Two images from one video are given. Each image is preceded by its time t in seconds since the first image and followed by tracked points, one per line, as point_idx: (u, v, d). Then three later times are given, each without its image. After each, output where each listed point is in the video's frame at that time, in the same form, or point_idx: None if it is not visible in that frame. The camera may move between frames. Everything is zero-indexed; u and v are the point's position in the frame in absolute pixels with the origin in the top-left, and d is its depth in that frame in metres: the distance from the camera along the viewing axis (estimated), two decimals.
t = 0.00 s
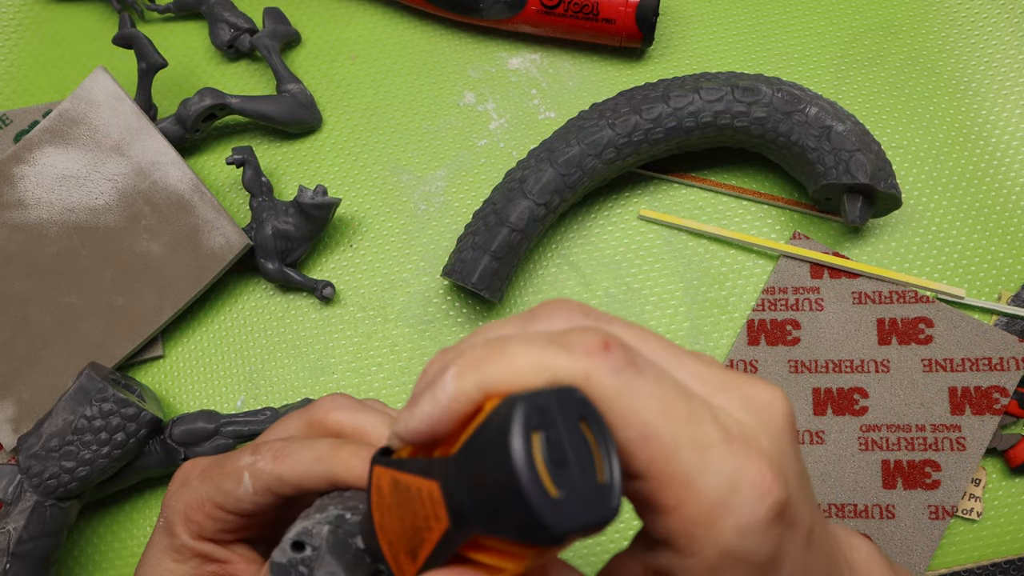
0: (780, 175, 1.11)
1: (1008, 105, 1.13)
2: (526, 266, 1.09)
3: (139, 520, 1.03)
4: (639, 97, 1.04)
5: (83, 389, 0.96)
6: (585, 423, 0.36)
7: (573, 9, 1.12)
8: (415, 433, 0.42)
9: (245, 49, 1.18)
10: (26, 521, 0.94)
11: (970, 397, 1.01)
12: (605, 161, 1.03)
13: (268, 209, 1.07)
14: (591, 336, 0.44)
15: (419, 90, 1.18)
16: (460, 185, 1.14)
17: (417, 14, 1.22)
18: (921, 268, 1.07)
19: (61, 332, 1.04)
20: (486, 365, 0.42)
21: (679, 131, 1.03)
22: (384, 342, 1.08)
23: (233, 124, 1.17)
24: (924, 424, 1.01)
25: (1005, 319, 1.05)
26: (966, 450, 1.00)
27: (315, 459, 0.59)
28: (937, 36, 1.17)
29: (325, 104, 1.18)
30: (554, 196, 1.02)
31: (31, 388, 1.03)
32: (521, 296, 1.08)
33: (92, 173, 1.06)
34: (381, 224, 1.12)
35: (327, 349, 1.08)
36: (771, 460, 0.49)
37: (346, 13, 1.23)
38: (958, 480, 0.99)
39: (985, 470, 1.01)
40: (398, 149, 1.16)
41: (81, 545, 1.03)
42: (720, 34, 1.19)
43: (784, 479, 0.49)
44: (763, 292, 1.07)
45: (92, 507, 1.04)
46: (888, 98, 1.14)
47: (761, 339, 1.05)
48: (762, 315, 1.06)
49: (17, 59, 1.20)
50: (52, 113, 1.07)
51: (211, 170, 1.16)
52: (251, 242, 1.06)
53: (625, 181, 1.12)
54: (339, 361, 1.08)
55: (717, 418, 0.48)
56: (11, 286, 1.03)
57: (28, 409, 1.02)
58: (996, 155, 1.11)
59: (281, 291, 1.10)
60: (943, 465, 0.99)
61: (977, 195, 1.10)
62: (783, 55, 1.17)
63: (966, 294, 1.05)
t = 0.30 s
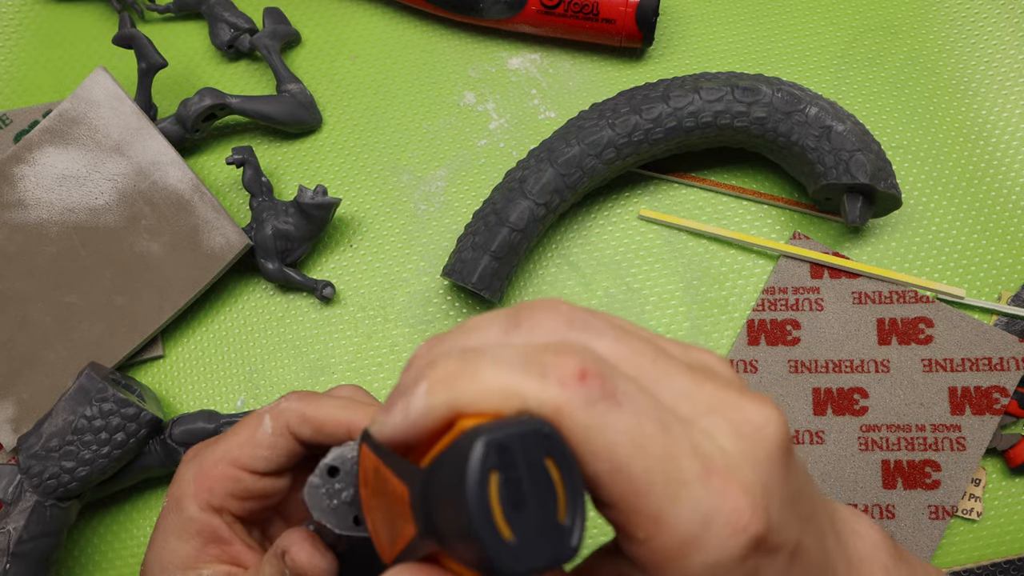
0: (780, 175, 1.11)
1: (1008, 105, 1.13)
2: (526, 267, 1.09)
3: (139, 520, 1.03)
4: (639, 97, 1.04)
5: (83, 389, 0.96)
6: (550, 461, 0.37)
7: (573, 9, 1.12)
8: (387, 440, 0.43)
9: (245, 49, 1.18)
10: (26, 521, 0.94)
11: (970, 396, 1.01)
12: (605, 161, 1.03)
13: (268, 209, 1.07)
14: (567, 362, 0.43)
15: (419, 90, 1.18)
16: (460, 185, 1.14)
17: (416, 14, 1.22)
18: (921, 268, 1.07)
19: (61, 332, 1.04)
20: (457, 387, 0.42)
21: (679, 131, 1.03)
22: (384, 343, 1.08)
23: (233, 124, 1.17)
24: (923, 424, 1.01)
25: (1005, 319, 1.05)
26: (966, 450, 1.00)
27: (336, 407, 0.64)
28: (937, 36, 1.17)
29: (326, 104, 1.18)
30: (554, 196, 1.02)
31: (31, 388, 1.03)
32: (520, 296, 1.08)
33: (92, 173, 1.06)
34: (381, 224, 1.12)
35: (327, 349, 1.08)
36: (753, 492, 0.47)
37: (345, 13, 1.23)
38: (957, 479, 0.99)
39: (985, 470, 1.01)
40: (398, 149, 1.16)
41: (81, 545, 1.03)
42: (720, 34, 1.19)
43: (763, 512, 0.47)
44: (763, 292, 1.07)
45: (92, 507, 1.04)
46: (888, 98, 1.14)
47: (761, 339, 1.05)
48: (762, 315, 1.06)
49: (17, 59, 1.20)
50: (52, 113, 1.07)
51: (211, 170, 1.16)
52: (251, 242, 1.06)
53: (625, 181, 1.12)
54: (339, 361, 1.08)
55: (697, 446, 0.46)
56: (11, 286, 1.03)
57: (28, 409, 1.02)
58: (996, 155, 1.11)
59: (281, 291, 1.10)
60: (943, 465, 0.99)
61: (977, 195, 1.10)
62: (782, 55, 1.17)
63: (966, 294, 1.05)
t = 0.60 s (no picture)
0: (780, 175, 1.11)
1: (1007, 105, 1.13)
2: (526, 266, 1.09)
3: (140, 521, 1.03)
4: (639, 97, 1.04)
5: (70, 394, 0.95)
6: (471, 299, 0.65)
7: (573, 9, 1.12)
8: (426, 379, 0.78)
9: (244, 49, 1.18)
10: (45, 533, 0.92)
11: (970, 396, 1.01)
12: (605, 161, 1.03)
13: (268, 209, 1.07)
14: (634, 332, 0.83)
15: (419, 90, 1.19)
16: (460, 185, 1.14)
17: (417, 14, 1.22)
18: (921, 268, 1.07)
19: (61, 332, 1.04)
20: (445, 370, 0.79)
21: (679, 131, 1.03)
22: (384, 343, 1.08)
23: (233, 124, 1.17)
24: (924, 424, 1.01)
25: (1005, 319, 1.05)
26: (967, 450, 0.99)
27: (347, 359, 0.72)
28: (937, 36, 1.17)
29: (325, 103, 1.18)
30: (554, 196, 1.01)
31: (31, 388, 1.03)
32: (521, 296, 1.08)
33: (92, 173, 1.06)
34: (381, 224, 1.12)
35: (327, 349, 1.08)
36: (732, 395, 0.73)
37: (346, 13, 1.23)
38: (958, 479, 0.99)
39: (985, 470, 1.01)
40: (398, 149, 1.16)
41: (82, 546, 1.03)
42: (720, 33, 1.19)
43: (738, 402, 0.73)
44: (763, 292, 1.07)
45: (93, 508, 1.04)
46: (888, 98, 1.14)
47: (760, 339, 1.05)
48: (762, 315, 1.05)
49: (17, 59, 1.20)
50: (52, 113, 1.07)
51: (211, 170, 1.15)
52: (251, 242, 1.06)
53: (625, 181, 1.12)
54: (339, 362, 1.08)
55: (891, 396, 0.72)
56: (11, 286, 1.03)
57: (28, 409, 1.02)
58: (996, 155, 1.11)
59: (281, 291, 1.10)
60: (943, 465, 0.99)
61: (976, 195, 1.10)
62: (782, 55, 1.17)
63: (965, 294, 1.05)
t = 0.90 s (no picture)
0: (780, 176, 1.11)
1: (1007, 105, 1.13)
2: (526, 267, 1.09)
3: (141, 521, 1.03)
4: (639, 97, 1.04)
5: (67, 396, 0.96)
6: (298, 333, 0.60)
7: (573, 9, 1.12)
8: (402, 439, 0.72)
9: (245, 49, 1.18)
10: (47, 535, 0.93)
11: (970, 397, 1.01)
12: (605, 161, 1.03)
13: (268, 209, 1.07)
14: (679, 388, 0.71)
15: (419, 90, 1.19)
16: (460, 186, 1.14)
17: (417, 14, 1.22)
18: (921, 268, 1.07)
19: (61, 333, 1.04)
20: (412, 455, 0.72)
21: (679, 131, 1.03)
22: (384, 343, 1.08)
23: (233, 124, 1.17)
24: (924, 424, 1.00)
25: (1005, 319, 1.05)
26: (967, 450, 0.99)
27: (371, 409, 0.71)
28: (937, 36, 1.17)
29: (326, 103, 1.18)
30: (554, 196, 1.01)
31: (31, 388, 1.03)
32: (521, 296, 1.08)
33: (92, 173, 1.06)
34: (381, 224, 1.12)
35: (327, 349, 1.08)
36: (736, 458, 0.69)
37: (346, 14, 1.23)
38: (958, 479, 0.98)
39: (985, 470, 1.01)
40: (398, 149, 1.16)
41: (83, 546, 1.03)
42: (720, 34, 1.19)
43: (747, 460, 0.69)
44: (763, 292, 1.07)
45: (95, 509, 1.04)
46: (888, 98, 1.14)
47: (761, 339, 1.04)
48: (762, 315, 1.05)
49: (17, 59, 1.20)
50: (52, 113, 1.07)
51: (211, 170, 1.15)
52: (251, 242, 1.06)
53: (625, 181, 1.12)
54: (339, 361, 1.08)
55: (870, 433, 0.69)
56: (11, 286, 1.03)
57: (28, 409, 1.02)
58: (996, 155, 1.11)
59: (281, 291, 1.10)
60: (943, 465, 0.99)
61: (976, 196, 1.10)
62: (782, 54, 1.17)
63: (966, 294, 1.05)
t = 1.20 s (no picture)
0: (781, 175, 1.11)
1: (1007, 105, 1.13)
2: (526, 267, 1.09)
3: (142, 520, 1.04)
4: (639, 97, 1.04)
5: (67, 397, 0.95)
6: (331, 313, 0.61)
7: (573, 9, 1.12)
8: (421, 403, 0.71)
9: (245, 49, 1.18)
10: (48, 536, 0.93)
11: (970, 396, 1.01)
12: (605, 161, 1.03)
13: (268, 209, 1.07)
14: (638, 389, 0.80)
15: (419, 89, 1.19)
16: (460, 185, 1.14)
17: (417, 14, 1.22)
18: (921, 268, 1.07)
19: (61, 332, 1.04)
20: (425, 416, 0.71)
21: (679, 131, 1.03)
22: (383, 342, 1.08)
23: (233, 124, 1.17)
24: (924, 424, 1.00)
25: (1005, 319, 1.05)
26: (967, 450, 0.99)
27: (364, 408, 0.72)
28: (937, 36, 1.17)
29: (326, 104, 1.18)
30: (554, 196, 1.01)
31: (31, 388, 1.03)
32: (521, 296, 1.08)
33: (92, 173, 1.06)
34: (381, 224, 1.12)
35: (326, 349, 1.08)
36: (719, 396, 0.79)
37: (346, 14, 1.23)
38: (958, 480, 0.98)
39: (985, 470, 1.01)
40: (398, 149, 1.16)
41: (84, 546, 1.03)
42: (720, 33, 1.19)
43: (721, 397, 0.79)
44: (763, 292, 1.07)
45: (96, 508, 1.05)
46: (888, 98, 1.14)
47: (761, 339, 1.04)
48: (762, 315, 1.05)
49: (17, 59, 1.20)
50: (52, 113, 1.07)
51: (212, 170, 1.16)
52: (251, 242, 1.06)
53: (625, 181, 1.12)
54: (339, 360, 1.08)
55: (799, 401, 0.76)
56: (11, 286, 1.03)
57: (28, 409, 1.02)
58: (996, 155, 1.11)
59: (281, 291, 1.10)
60: (943, 465, 0.99)
61: (976, 196, 1.10)
62: (782, 54, 1.17)
63: (965, 294, 1.05)
